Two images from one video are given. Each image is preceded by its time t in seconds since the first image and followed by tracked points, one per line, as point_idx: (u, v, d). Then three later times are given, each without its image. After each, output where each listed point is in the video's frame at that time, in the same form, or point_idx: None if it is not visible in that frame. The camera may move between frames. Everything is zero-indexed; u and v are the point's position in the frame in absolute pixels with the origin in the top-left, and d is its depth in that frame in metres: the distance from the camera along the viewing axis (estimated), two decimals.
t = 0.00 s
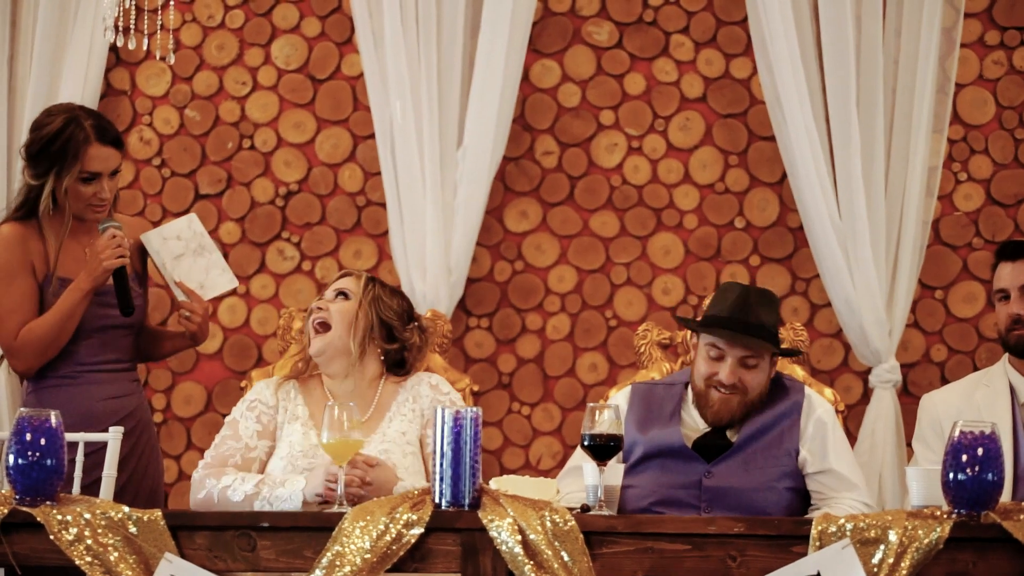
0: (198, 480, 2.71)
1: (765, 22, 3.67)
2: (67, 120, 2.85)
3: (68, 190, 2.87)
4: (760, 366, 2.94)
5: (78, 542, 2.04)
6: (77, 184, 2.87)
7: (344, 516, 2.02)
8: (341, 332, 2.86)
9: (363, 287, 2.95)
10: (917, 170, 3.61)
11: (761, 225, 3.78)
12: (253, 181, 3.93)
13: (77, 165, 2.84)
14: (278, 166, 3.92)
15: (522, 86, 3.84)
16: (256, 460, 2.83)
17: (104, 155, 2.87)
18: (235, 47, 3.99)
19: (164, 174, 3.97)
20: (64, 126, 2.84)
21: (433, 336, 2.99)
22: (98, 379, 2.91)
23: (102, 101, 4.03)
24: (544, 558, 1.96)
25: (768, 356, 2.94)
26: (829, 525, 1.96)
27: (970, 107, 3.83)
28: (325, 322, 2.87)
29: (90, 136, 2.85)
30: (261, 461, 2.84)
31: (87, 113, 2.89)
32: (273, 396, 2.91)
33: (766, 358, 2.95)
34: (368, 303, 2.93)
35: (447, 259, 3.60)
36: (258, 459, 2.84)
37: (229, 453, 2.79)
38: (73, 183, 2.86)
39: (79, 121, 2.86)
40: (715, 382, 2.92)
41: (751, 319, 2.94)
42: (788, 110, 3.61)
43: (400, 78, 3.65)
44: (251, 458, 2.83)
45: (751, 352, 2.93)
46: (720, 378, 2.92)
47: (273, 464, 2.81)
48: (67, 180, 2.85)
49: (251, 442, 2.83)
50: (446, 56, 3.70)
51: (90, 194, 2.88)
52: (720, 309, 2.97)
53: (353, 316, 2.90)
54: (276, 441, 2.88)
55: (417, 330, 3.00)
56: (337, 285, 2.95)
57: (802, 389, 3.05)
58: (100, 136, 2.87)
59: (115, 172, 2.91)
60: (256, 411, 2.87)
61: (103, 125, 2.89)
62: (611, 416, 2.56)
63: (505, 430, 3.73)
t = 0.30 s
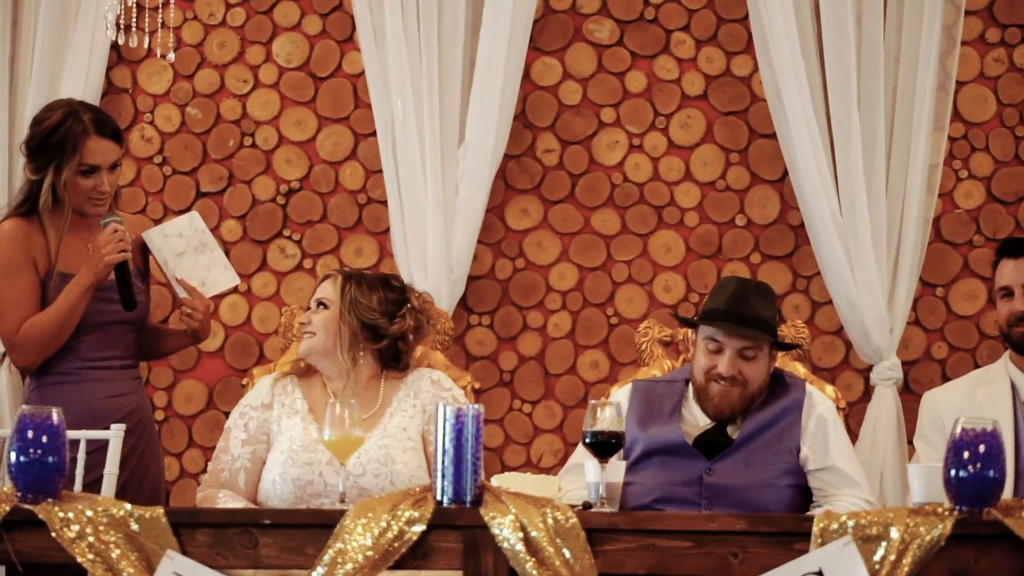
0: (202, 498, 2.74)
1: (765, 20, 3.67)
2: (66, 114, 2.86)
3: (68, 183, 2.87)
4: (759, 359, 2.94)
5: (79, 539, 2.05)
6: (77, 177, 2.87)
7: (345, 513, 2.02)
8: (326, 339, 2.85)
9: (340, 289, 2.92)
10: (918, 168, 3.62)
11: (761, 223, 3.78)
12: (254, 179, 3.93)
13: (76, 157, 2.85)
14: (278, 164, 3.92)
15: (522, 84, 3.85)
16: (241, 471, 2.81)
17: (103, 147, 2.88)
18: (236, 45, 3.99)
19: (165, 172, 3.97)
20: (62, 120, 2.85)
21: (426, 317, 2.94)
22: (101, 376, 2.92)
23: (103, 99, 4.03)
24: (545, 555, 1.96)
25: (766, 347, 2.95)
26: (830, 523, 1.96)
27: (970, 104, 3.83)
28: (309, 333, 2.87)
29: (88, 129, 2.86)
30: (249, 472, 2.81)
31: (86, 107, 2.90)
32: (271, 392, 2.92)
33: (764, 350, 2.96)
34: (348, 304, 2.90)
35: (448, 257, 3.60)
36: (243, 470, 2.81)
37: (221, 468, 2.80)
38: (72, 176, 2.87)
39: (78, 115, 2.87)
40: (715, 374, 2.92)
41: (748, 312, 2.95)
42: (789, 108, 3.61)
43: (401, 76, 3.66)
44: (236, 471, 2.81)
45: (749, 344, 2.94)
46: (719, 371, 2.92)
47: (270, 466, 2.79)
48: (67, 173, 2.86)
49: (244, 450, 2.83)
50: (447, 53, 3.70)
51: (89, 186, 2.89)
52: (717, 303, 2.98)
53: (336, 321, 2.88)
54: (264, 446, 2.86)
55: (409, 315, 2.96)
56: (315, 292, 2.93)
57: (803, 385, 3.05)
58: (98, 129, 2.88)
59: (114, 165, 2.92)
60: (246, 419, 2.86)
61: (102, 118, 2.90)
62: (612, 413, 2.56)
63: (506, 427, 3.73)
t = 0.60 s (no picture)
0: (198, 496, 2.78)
1: (767, 18, 3.66)
2: (64, 102, 2.89)
3: (66, 168, 2.87)
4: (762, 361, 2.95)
5: (82, 538, 2.05)
6: (75, 163, 2.87)
7: (349, 512, 2.02)
8: (314, 339, 2.89)
9: (327, 287, 2.94)
10: (920, 166, 3.62)
11: (764, 221, 3.78)
12: (256, 178, 3.93)
13: (72, 141, 2.85)
14: (281, 163, 3.92)
15: (524, 82, 3.84)
16: (240, 467, 2.81)
17: (100, 132, 2.89)
18: (238, 44, 3.99)
19: (167, 171, 3.97)
20: (61, 108, 2.88)
21: (414, 312, 2.94)
22: (103, 374, 2.91)
23: (105, 97, 4.02)
24: (549, 554, 1.96)
25: (770, 350, 2.95)
26: (834, 521, 1.96)
27: (972, 103, 3.82)
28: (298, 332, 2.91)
29: (86, 115, 2.88)
30: (246, 469, 2.81)
31: (85, 97, 2.92)
32: (265, 387, 2.92)
33: (769, 354, 2.96)
34: (337, 303, 2.92)
35: (450, 255, 3.60)
36: (241, 467, 2.81)
37: (218, 466, 2.80)
38: (71, 162, 2.86)
39: (76, 103, 2.89)
40: (720, 378, 2.93)
41: (752, 312, 2.95)
42: (791, 106, 3.60)
43: (404, 75, 3.65)
44: (235, 467, 2.81)
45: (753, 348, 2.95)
46: (723, 375, 2.93)
47: (263, 463, 2.79)
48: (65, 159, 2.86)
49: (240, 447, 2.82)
50: (449, 52, 3.70)
51: (86, 172, 2.88)
52: (721, 305, 2.99)
53: (325, 319, 2.90)
54: (262, 441, 2.86)
55: (399, 311, 2.97)
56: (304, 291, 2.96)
57: (806, 384, 3.06)
58: (97, 116, 2.90)
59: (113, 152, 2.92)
60: (243, 416, 2.86)
61: (100, 107, 2.92)
62: (615, 412, 2.57)
63: (508, 426, 3.73)
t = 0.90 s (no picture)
0: (202, 500, 2.75)
1: (771, 18, 3.66)
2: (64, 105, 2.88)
3: (66, 171, 2.86)
4: (766, 361, 2.95)
5: (85, 539, 2.04)
6: (75, 166, 2.86)
7: (352, 513, 2.02)
8: (326, 340, 2.89)
9: (336, 288, 2.93)
10: (924, 166, 3.61)
11: (767, 221, 3.78)
12: (259, 178, 3.92)
13: (71, 145, 2.84)
14: (284, 163, 3.91)
15: (527, 82, 3.84)
16: (247, 468, 2.79)
17: (99, 134, 2.87)
18: (241, 43, 3.98)
19: (170, 170, 3.97)
20: (60, 111, 2.87)
21: (424, 310, 2.95)
22: (105, 374, 2.90)
23: (107, 96, 4.01)
24: (552, 555, 1.96)
25: (774, 349, 2.96)
26: (838, 522, 1.96)
27: (976, 103, 3.82)
28: (309, 334, 2.90)
29: (85, 118, 2.87)
30: (253, 470, 2.79)
31: (84, 99, 2.90)
32: (270, 387, 2.91)
33: (772, 352, 2.97)
34: (345, 304, 2.92)
35: (453, 255, 3.60)
36: (249, 467, 2.79)
37: (224, 468, 2.79)
38: (71, 166, 2.86)
39: (75, 105, 2.87)
40: (723, 377, 2.93)
41: (756, 312, 2.97)
42: (794, 106, 3.60)
43: (406, 74, 3.65)
44: (242, 468, 2.79)
45: (757, 345, 2.96)
46: (727, 372, 2.93)
47: (268, 464, 2.78)
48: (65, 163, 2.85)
49: (246, 448, 2.82)
50: (452, 51, 3.69)
51: (87, 175, 2.87)
52: (725, 304, 3.00)
53: (335, 321, 2.91)
54: (268, 442, 2.86)
55: (408, 309, 2.98)
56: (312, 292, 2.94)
57: (810, 384, 3.06)
58: (96, 118, 2.88)
59: (114, 154, 2.90)
60: (248, 416, 2.86)
61: (101, 108, 2.91)
62: (619, 412, 2.57)
63: (511, 426, 3.73)
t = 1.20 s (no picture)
0: (207, 497, 2.76)
1: (774, 16, 3.66)
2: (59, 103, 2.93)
3: (58, 162, 2.88)
4: (772, 361, 2.97)
5: (89, 537, 2.03)
6: (64, 155, 2.87)
7: (356, 512, 2.02)
8: (335, 332, 2.88)
9: (349, 283, 2.94)
10: (927, 165, 3.61)
11: (770, 221, 3.78)
12: (261, 176, 3.92)
13: (58, 135, 2.87)
14: (286, 161, 3.91)
15: (530, 81, 3.83)
16: (253, 465, 2.79)
17: (87, 123, 2.89)
18: (243, 42, 3.98)
19: (173, 169, 3.96)
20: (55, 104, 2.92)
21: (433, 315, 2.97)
22: (107, 373, 2.90)
23: (109, 95, 4.00)
24: (556, 554, 1.96)
25: (780, 350, 2.96)
26: (843, 521, 1.96)
27: (979, 102, 3.82)
28: (318, 325, 2.89)
29: (75, 107, 2.90)
30: (259, 467, 2.80)
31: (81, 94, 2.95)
32: (275, 387, 2.91)
33: (779, 353, 2.98)
34: (358, 299, 2.92)
35: (456, 254, 3.60)
36: (255, 465, 2.79)
37: (229, 466, 2.78)
38: (61, 157, 2.88)
39: (69, 98, 2.92)
40: (730, 377, 2.94)
41: (763, 312, 2.98)
42: (798, 105, 3.60)
43: (409, 73, 3.65)
44: (248, 466, 2.79)
45: (763, 345, 2.97)
46: (733, 373, 2.95)
47: (273, 459, 2.78)
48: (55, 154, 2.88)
49: (250, 444, 2.81)
50: (455, 50, 3.69)
51: (77, 165, 2.88)
52: (732, 305, 3.02)
53: (345, 316, 2.90)
54: (274, 439, 2.85)
55: (417, 314, 2.99)
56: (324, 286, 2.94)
57: (814, 384, 3.06)
58: (88, 109, 2.91)
59: (104, 144, 2.91)
60: (253, 414, 2.85)
61: (95, 103, 2.94)
62: (623, 411, 2.56)
63: (514, 425, 3.72)
